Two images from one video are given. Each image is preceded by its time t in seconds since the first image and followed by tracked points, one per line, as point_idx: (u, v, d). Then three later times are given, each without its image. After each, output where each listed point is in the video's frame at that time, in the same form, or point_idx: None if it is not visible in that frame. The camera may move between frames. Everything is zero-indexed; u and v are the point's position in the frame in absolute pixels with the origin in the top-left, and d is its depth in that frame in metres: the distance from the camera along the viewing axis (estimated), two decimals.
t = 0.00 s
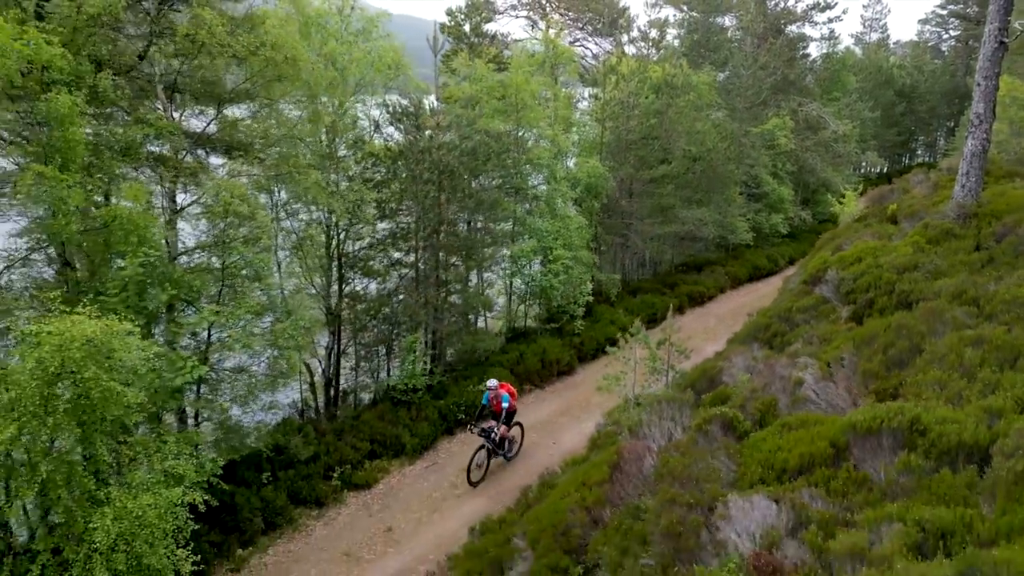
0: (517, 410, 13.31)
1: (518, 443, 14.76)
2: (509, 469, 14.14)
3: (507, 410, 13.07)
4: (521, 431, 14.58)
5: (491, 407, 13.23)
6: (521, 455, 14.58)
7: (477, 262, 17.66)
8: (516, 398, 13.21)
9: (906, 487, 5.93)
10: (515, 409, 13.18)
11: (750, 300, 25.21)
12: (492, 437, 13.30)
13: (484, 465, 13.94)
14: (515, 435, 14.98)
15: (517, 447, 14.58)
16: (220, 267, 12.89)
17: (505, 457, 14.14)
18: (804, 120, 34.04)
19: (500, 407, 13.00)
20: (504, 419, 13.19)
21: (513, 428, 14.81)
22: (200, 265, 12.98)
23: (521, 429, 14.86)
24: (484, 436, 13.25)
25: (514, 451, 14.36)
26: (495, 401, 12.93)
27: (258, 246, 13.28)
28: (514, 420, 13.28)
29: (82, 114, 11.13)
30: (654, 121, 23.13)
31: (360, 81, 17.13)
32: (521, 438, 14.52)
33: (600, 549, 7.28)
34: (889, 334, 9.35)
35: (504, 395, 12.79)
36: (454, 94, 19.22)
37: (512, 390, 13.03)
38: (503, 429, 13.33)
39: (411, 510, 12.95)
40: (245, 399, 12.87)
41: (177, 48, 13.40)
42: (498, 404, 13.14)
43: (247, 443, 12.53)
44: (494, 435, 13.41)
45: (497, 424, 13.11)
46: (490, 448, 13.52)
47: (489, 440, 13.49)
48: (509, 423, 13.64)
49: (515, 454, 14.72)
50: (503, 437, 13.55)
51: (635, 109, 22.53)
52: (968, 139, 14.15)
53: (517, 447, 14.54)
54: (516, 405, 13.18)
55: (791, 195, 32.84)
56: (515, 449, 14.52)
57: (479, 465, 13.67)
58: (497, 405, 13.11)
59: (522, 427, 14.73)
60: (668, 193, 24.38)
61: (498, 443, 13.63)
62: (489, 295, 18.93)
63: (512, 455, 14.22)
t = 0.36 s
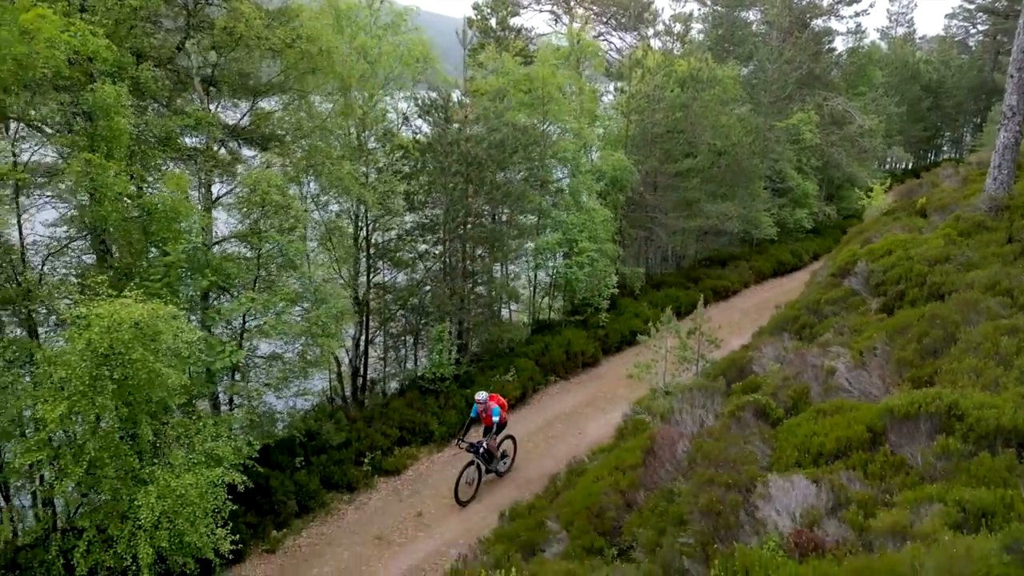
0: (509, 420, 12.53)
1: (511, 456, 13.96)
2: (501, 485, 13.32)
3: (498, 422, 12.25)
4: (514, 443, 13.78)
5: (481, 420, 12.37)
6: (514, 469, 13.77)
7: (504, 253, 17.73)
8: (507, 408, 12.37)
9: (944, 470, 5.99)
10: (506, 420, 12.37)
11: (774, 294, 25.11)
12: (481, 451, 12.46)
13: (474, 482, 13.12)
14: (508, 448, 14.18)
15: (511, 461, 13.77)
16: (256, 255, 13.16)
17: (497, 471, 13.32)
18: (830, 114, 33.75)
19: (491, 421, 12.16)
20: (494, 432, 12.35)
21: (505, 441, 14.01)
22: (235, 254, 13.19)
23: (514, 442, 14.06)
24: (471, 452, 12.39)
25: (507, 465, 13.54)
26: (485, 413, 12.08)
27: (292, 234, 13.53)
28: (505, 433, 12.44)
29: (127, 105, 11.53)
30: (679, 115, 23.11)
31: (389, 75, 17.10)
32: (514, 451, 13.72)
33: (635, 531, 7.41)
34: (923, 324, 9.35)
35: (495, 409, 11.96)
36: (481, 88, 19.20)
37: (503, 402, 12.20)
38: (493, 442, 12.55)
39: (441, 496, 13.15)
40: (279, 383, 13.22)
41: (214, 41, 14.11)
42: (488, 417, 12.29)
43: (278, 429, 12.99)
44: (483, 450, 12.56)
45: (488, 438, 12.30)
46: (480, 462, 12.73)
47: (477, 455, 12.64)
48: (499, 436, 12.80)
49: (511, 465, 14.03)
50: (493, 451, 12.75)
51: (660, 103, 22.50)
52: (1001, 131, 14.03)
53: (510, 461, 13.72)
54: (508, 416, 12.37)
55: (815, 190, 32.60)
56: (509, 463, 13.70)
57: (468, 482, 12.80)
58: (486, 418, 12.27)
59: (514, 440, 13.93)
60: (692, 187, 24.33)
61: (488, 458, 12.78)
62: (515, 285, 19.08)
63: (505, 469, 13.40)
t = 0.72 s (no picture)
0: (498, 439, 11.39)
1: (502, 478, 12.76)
2: (489, 510, 12.09)
3: (485, 440, 11.12)
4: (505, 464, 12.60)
5: (465, 438, 11.24)
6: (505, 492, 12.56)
7: (536, 243, 17.46)
8: (495, 426, 11.25)
9: (1015, 463, 5.66)
10: (494, 439, 11.24)
11: (810, 288, 24.55)
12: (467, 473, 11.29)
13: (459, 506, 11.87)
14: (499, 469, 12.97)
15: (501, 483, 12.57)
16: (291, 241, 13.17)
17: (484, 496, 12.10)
18: (865, 106, 32.99)
19: (476, 439, 11.03)
20: (481, 452, 11.20)
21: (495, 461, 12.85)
22: (266, 242, 13.16)
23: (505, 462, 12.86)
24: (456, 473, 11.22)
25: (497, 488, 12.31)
26: (470, 430, 11.00)
27: (325, 220, 13.43)
28: (492, 454, 11.27)
29: (163, 89, 11.53)
30: (713, 105, 22.68)
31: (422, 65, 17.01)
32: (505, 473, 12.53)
33: (680, 523, 7.18)
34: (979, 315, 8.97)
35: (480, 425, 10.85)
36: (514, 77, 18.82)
37: (490, 418, 11.10)
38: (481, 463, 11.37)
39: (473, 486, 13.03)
40: (312, 370, 13.17)
41: (250, 28, 14.02)
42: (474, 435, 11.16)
43: (309, 417, 13.07)
44: (469, 472, 11.38)
45: (474, 458, 11.15)
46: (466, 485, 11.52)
47: (462, 477, 11.44)
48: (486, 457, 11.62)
49: (543, 457, 13.90)
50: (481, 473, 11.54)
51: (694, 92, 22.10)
52: None
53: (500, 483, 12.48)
54: (496, 434, 11.25)
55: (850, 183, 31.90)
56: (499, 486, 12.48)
57: (451, 506, 11.58)
58: (471, 436, 11.13)
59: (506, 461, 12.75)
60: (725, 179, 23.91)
61: (475, 480, 11.59)
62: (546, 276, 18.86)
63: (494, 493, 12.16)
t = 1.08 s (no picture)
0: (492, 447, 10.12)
1: (500, 489, 11.43)
2: (481, 525, 10.77)
3: (474, 449, 9.85)
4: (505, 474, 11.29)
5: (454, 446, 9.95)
6: (520, 493, 11.55)
7: (584, 216, 16.94)
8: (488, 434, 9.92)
9: None
10: (487, 448, 9.96)
11: (869, 269, 23.46)
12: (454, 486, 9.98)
13: (446, 519, 10.59)
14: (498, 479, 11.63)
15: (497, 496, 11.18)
16: (338, 213, 12.85)
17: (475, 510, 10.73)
18: (930, 80, 31.34)
19: (465, 448, 9.72)
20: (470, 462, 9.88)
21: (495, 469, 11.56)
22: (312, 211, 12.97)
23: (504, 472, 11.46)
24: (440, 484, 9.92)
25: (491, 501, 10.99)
26: (458, 437, 9.74)
27: (377, 187, 12.98)
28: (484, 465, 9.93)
29: (209, 52, 11.31)
30: (772, 75, 21.63)
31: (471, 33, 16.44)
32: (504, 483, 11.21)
33: (752, 510, 6.69)
34: None
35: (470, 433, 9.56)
36: (563, 45, 18.13)
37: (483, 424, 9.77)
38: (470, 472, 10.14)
39: (520, 463, 12.71)
40: (358, 342, 12.99)
41: None
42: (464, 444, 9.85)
43: (351, 390, 13.26)
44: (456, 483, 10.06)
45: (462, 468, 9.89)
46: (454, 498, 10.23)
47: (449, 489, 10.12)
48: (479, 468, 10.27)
49: (592, 436, 13.50)
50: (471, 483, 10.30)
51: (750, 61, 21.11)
52: None
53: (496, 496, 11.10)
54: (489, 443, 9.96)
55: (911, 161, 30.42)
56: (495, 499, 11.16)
57: (434, 521, 10.27)
58: (461, 444, 9.83)
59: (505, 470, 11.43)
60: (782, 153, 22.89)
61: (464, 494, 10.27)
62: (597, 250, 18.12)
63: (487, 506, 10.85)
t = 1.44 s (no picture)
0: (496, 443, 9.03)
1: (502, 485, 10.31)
2: (549, 487, 10.49)
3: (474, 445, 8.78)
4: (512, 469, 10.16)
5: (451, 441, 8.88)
6: (589, 457, 11.19)
7: (659, 171, 15.99)
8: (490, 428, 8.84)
9: None
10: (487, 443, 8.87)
11: (966, 235, 21.83)
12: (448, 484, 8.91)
13: (439, 519, 9.51)
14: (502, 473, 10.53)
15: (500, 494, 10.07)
16: (409, 162, 12.57)
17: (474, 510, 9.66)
18: None
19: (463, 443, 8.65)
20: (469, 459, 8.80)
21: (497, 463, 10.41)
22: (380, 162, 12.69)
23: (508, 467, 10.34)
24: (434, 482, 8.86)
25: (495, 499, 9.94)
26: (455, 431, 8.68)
27: (448, 134, 12.51)
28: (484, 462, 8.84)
29: None
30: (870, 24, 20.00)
31: None
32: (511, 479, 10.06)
33: (857, 487, 6.11)
34: None
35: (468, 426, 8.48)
36: None
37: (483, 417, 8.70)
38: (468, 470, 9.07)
39: (588, 424, 12.36)
40: (426, 296, 13.00)
41: None
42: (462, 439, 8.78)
43: (415, 345, 13.39)
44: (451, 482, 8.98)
45: (459, 464, 8.81)
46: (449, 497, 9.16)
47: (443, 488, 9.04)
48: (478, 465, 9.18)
49: (664, 400, 12.96)
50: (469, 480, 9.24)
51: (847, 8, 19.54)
52: None
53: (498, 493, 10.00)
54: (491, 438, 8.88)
55: (1016, 121, 28.06)
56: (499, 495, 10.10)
57: (426, 521, 9.18)
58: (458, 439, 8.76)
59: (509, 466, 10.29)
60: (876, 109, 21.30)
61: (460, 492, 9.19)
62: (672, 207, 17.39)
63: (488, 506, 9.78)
